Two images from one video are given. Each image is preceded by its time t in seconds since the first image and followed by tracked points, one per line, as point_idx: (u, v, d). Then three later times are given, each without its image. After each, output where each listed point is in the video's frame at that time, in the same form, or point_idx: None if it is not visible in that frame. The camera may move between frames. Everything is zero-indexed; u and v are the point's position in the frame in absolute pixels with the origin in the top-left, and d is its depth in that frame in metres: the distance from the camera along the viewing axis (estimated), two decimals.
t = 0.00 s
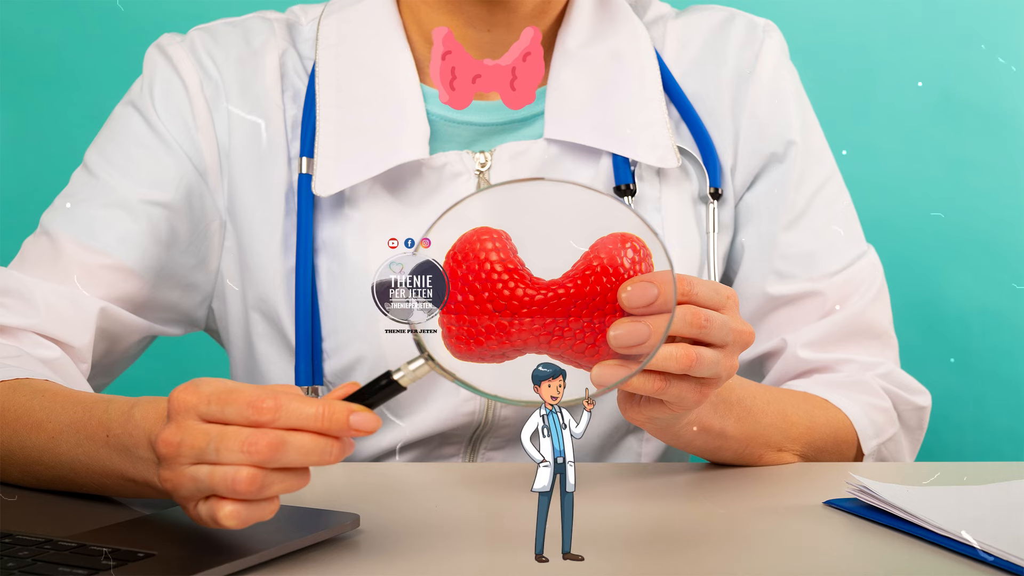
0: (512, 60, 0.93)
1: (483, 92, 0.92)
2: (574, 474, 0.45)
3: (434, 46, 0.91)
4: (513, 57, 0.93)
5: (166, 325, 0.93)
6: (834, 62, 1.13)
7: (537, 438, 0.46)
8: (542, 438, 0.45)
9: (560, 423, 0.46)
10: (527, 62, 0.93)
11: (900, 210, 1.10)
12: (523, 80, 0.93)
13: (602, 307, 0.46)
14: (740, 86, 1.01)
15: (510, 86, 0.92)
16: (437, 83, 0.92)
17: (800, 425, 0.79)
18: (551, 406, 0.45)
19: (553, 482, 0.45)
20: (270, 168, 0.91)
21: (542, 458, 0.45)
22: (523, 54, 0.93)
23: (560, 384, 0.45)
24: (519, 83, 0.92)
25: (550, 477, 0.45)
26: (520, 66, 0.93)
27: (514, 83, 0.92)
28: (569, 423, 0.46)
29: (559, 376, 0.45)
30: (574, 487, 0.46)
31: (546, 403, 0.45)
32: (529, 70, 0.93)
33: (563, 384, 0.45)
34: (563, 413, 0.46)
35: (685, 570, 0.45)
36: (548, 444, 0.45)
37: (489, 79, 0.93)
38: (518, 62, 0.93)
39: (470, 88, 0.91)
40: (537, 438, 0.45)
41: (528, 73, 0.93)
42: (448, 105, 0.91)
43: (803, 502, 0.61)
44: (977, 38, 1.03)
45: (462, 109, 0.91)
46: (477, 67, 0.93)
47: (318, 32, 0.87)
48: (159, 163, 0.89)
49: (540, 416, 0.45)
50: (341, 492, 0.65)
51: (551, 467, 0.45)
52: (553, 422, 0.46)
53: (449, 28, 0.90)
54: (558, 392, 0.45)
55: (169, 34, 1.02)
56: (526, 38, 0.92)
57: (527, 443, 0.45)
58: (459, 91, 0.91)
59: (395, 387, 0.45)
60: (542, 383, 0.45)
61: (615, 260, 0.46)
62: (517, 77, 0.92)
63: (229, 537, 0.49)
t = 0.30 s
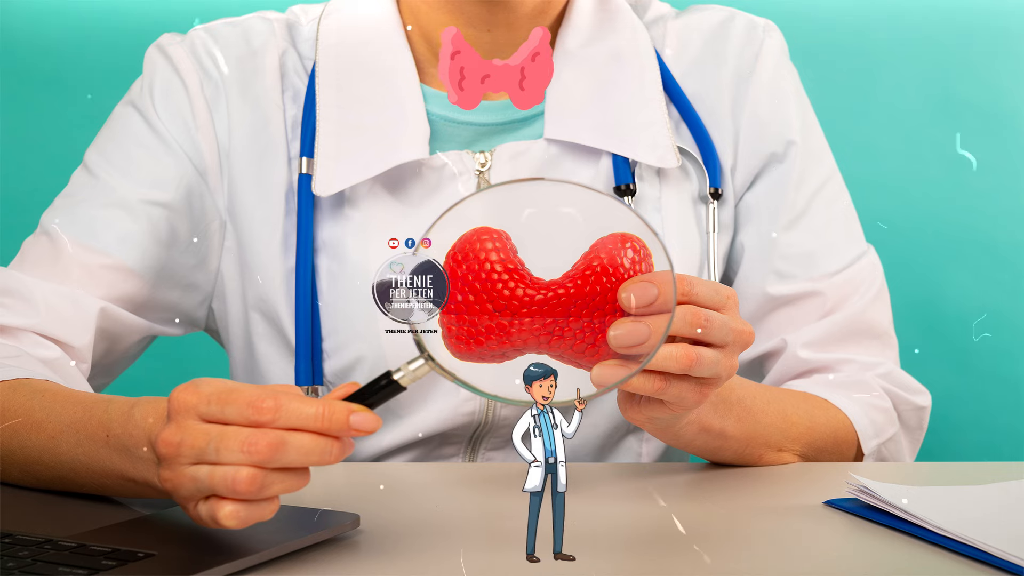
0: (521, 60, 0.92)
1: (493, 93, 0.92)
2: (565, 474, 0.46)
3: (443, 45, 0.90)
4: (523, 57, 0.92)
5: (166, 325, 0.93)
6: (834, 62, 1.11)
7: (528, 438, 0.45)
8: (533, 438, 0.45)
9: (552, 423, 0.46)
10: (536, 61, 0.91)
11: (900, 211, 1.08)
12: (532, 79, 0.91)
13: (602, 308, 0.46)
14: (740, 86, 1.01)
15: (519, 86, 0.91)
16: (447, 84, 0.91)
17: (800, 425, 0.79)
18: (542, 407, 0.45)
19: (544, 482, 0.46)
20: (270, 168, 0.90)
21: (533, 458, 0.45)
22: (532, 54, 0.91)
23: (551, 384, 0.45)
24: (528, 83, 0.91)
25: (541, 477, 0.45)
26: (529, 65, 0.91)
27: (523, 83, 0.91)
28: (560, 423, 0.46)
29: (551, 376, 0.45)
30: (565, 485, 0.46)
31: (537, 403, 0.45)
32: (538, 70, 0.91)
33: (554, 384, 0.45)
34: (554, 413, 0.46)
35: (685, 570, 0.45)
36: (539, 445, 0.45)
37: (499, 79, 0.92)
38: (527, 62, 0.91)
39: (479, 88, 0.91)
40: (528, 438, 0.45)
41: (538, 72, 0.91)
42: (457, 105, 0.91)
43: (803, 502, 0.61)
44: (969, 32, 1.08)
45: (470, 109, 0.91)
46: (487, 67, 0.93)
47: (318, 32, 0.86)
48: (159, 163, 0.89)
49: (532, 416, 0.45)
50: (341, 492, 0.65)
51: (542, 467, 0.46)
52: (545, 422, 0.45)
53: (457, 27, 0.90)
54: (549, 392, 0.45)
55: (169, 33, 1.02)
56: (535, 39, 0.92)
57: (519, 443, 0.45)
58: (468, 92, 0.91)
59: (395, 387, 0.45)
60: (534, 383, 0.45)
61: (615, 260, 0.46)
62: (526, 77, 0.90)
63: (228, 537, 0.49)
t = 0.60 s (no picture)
0: (529, 60, 0.91)
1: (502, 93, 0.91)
2: (556, 474, 0.46)
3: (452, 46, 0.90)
4: (531, 57, 0.91)
5: (166, 325, 0.93)
6: (834, 62, 1.15)
7: (519, 438, 0.45)
8: (525, 439, 0.45)
9: (543, 423, 0.45)
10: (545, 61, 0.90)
11: (900, 210, 1.10)
12: (541, 79, 0.88)
13: (602, 308, 0.46)
14: (740, 86, 1.02)
15: (529, 86, 0.89)
16: (455, 83, 0.90)
17: (800, 425, 0.79)
18: (533, 407, 0.45)
19: (536, 483, 0.46)
20: (270, 168, 0.90)
21: (525, 458, 0.45)
22: (541, 54, 0.90)
23: (542, 384, 0.45)
24: (537, 82, 0.88)
25: (532, 477, 0.45)
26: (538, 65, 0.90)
27: (532, 82, 0.88)
28: (551, 423, 0.46)
29: (542, 376, 0.45)
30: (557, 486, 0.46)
31: (529, 403, 0.45)
32: (547, 70, 0.89)
33: (545, 384, 0.45)
34: (545, 413, 0.45)
35: (685, 570, 0.45)
36: (530, 445, 0.45)
37: (508, 79, 0.90)
38: (536, 62, 0.89)
39: (487, 88, 0.90)
40: (520, 439, 0.45)
41: (546, 72, 0.89)
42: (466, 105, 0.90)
43: (803, 502, 0.61)
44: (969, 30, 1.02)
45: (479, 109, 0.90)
46: (496, 67, 0.91)
47: (318, 32, 0.87)
48: (159, 163, 0.89)
49: (523, 416, 0.45)
50: (342, 492, 0.65)
51: (533, 467, 0.45)
52: (536, 423, 0.45)
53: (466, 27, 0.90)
54: (541, 392, 0.45)
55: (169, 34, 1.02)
56: (544, 39, 0.91)
57: (509, 444, 0.45)
58: (477, 92, 0.89)
59: (395, 387, 0.45)
60: (525, 383, 0.45)
61: (615, 260, 0.46)
62: (535, 76, 0.89)
63: (229, 537, 0.49)
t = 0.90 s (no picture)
0: (539, 60, 0.89)
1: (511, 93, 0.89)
2: (548, 474, 0.45)
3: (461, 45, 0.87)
4: (541, 57, 0.89)
5: (166, 325, 0.93)
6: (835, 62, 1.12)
7: (510, 438, 0.45)
8: (516, 438, 0.45)
9: (534, 423, 0.45)
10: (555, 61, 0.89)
11: (901, 210, 1.10)
12: (549, 81, 0.87)
13: (602, 308, 0.46)
14: (740, 86, 1.02)
15: (538, 86, 0.87)
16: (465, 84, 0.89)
17: (800, 425, 0.79)
18: (524, 407, 0.45)
19: (527, 483, 0.45)
20: (270, 168, 0.90)
21: (516, 458, 0.45)
22: (550, 54, 0.89)
23: (534, 384, 0.45)
24: (546, 83, 0.87)
25: (524, 476, 0.45)
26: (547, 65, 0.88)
27: (541, 82, 0.86)
28: (543, 422, 0.45)
29: (534, 376, 0.45)
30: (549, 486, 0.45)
31: (520, 403, 0.45)
32: (556, 70, 0.88)
33: (537, 384, 0.45)
34: (537, 413, 0.45)
35: (685, 570, 0.45)
36: (521, 444, 0.45)
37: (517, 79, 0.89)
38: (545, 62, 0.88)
39: (497, 88, 0.89)
40: (511, 438, 0.45)
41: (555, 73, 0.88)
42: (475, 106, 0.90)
43: (803, 503, 0.61)
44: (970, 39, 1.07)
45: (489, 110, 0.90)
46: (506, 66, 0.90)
47: (318, 32, 0.87)
48: (158, 163, 0.89)
49: (514, 416, 0.45)
50: (342, 492, 0.65)
51: (525, 467, 0.45)
52: (528, 422, 0.45)
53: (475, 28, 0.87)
54: (532, 392, 0.45)
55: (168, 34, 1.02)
56: (553, 39, 0.90)
57: (500, 443, 0.45)
58: (486, 92, 0.88)
59: (395, 387, 0.45)
60: (516, 383, 0.45)
61: (615, 260, 0.46)
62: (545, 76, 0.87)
63: (228, 537, 0.49)
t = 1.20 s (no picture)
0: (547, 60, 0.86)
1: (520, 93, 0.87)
2: (539, 474, 0.45)
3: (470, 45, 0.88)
4: (550, 57, 0.87)
5: (166, 325, 0.93)
6: (834, 62, 1.15)
7: (502, 438, 0.45)
8: (508, 439, 0.44)
9: (526, 423, 0.45)
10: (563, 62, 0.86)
11: (900, 210, 1.09)
12: (559, 79, 0.84)
13: (602, 308, 0.46)
14: (740, 85, 1.02)
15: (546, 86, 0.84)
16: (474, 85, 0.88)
17: (800, 425, 0.79)
18: (516, 407, 0.45)
19: (519, 482, 0.45)
20: (270, 168, 0.90)
21: (507, 458, 0.44)
22: (559, 55, 0.86)
23: (525, 384, 0.45)
24: (555, 82, 0.84)
25: (515, 477, 0.45)
26: (556, 65, 0.85)
27: (550, 82, 0.84)
28: (534, 423, 0.45)
29: (525, 376, 0.45)
30: (539, 485, 0.45)
31: (511, 403, 0.45)
32: (564, 70, 0.85)
33: (528, 384, 0.45)
34: (528, 413, 0.45)
35: (685, 570, 0.45)
36: (513, 445, 0.44)
37: (526, 78, 0.86)
38: (554, 62, 0.85)
39: (506, 88, 0.87)
40: (502, 439, 0.44)
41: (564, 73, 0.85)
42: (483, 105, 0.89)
43: (804, 502, 0.61)
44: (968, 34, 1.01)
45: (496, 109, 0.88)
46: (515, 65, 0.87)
47: (318, 32, 0.87)
48: (159, 163, 0.89)
49: (505, 416, 0.45)
50: (341, 492, 0.65)
51: (516, 467, 0.45)
52: (519, 423, 0.45)
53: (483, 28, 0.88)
54: (524, 393, 0.45)
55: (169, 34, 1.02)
56: (562, 38, 0.88)
57: (492, 444, 0.44)
58: (495, 92, 0.87)
59: (395, 387, 0.45)
60: (507, 383, 0.45)
61: (615, 260, 0.46)
62: (553, 75, 0.84)
63: (228, 537, 0.49)
